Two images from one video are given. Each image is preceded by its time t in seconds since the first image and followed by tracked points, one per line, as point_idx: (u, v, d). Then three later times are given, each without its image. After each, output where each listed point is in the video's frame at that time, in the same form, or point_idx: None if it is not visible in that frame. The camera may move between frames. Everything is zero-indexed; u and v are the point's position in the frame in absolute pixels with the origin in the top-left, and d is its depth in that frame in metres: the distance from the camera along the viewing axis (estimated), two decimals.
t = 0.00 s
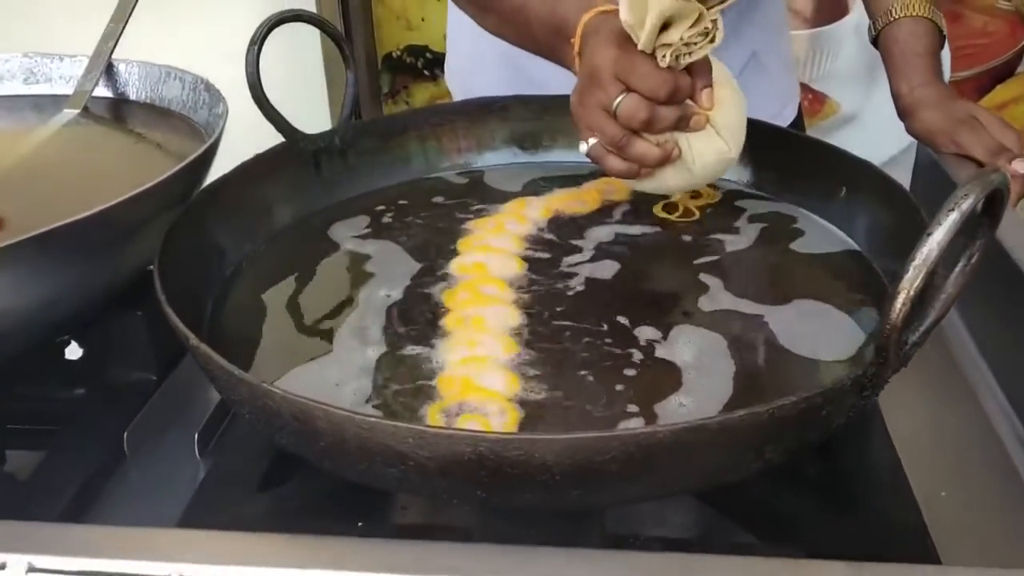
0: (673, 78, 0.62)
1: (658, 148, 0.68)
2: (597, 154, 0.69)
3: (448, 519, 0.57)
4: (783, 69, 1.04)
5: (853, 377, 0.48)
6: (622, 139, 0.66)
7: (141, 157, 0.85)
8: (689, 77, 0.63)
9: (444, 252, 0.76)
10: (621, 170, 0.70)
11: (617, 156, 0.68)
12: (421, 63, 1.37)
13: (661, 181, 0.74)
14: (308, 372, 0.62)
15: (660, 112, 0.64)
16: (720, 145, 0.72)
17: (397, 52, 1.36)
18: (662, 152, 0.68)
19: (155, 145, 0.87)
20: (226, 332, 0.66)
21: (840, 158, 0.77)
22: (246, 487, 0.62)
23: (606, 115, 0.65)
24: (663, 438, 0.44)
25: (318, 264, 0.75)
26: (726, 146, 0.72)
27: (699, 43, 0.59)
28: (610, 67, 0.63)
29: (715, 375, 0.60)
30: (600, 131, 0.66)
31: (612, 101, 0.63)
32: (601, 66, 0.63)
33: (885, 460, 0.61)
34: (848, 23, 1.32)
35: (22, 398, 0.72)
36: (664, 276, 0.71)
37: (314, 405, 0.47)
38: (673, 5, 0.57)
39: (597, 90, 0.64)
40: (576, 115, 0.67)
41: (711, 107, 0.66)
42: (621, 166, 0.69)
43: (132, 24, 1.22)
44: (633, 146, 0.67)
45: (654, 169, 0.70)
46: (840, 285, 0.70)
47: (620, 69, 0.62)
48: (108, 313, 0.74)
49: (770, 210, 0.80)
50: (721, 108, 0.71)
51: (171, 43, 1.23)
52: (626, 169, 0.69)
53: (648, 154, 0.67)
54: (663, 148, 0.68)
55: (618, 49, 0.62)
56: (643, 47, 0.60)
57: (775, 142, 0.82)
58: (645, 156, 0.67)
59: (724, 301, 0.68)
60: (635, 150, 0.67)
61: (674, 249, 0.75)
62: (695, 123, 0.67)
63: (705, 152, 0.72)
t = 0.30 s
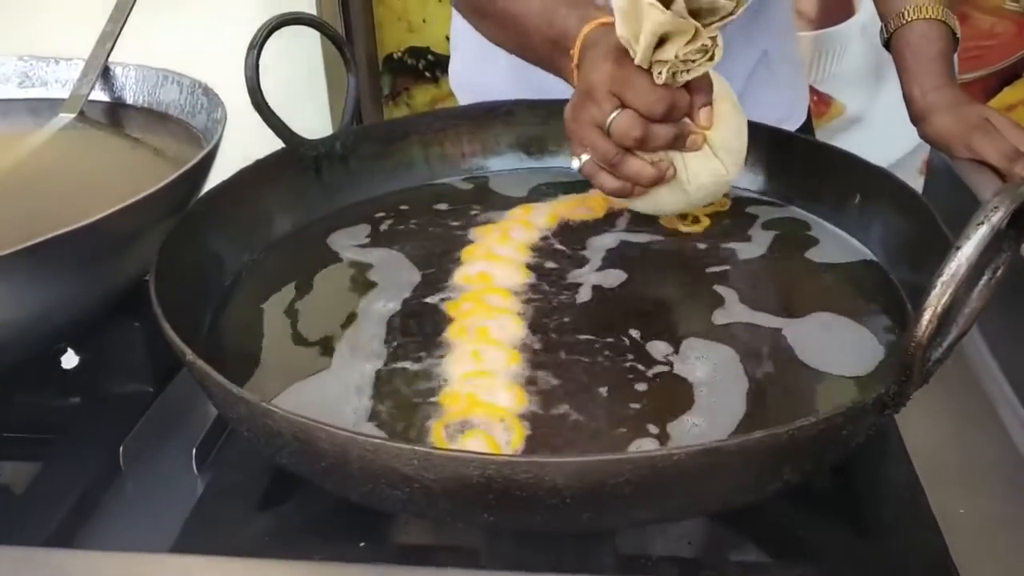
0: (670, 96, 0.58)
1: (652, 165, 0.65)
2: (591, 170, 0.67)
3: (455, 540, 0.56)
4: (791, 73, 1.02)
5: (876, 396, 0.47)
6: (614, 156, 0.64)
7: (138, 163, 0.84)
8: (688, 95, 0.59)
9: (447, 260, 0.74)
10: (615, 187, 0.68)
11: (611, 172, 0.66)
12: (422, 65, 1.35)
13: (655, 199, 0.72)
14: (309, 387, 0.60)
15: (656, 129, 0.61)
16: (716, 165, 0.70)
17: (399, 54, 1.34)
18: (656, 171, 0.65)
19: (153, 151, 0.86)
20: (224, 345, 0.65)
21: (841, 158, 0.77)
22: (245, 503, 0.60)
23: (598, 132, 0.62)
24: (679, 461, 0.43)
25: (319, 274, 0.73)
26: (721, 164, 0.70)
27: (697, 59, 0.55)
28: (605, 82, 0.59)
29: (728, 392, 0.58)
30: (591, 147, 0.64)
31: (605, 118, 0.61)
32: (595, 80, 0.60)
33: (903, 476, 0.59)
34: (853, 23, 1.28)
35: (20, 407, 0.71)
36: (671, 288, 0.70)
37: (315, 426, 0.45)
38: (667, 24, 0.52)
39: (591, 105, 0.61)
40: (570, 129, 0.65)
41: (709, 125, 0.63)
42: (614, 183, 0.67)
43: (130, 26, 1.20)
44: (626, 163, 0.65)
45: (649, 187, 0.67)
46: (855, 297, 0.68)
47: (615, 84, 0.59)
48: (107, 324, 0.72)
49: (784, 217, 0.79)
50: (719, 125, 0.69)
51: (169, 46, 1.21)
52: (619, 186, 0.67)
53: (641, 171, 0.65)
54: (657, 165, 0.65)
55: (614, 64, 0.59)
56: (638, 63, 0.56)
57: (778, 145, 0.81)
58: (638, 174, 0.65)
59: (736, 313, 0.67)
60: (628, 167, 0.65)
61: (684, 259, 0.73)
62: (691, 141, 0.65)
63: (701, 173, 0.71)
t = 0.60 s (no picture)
0: (662, 96, 0.55)
1: (644, 169, 0.62)
2: (580, 172, 0.65)
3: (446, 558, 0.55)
4: (793, 75, 1.01)
5: (882, 410, 0.45)
6: (604, 158, 0.61)
7: (127, 167, 0.82)
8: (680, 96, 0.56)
9: (440, 267, 0.73)
10: (607, 190, 0.65)
11: (602, 174, 0.64)
12: (419, 66, 1.33)
13: (646, 205, 0.67)
14: (299, 399, 0.59)
15: (646, 132, 0.58)
16: (709, 169, 0.65)
17: (395, 55, 1.32)
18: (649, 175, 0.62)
19: (142, 155, 0.84)
20: (213, 355, 0.63)
21: (840, 161, 0.76)
22: (233, 518, 0.59)
23: (589, 133, 0.60)
24: (678, 480, 0.41)
25: (311, 281, 0.72)
26: (715, 170, 0.65)
27: (691, 60, 0.53)
28: (596, 81, 0.57)
29: (727, 407, 0.57)
30: (582, 148, 0.62)
31: (595, 119, 0.59)
32: (584, 79, 0.58)
33: (908, 489, 0.58)
34: (854, 25, 1.27)
35: (4, 418, 0.70)
36: (669, 296, 0.68)
37: (303, 442, 0.43)
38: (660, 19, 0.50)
39: (581, 104, 0.60)
40: (558, 129, 0.63)
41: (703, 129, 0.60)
42: (604, 186, 0.65)
43: (122, 27, 1.19)
44: (618, 166, 0.62)
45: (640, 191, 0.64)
46: (857, 307, 0.67)
47: (605, 83, 0.57)
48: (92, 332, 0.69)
49: (783, 224, 0.77)
50: (713, 129, 0.64)
51: (161, 47, 1.20)
52: (610, 188, 0.64)
53: (633, 174, 0.62)
54: (650, 169, 0.62)
55: (603, 62, 0.57)
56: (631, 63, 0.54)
57: (778, 148, 0.80)
58: (630, 177, 0.62)
59: (736, 324, 0.65)
60: (619, 169, 0.62)
61: (683, 268, 0.72)
62: (683, 145, 0.62)
63: (694, 178, 0.65)
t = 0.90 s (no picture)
0: (639, 107, 0.53)
1: (620, 180, 0.60)
2: (556, 182, 0.62)
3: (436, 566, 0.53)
4: (793, 74, 1.00)
5: (882, 417, 0.44)
6: (579, 168, 0.59)
7: (114, 168, 0.81)
8: (659, 108, 0.55)
9: (431, 269, 0.72)
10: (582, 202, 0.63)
11: (577, 186, 0.61)
12: (414, 65, 1.32)
13: (623, 219, 0.65)
14: (285, 405, 0.58)
15: (624, 143, 0.57)
16: (688, 183, 0.62)
17: (390, 55, 1.31)
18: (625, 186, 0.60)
19: (129, 155, 0.83)
20: (198, 359, 0.62)
21: (836, 159, 0.75)
22: (216, 527, 0.57)
23: (565, 142, 0.58)
24: (672, 489, 0.40)
25: (300, 284, 0.70)
26: (693, 186, 0.62)
27: (669, 70, 0.51)
28: (573, 90, 0.56)
29: (722, 413, 0.56)
30: (557, 158, 0.59)
31: (572, 128, 0.56)
32: (562, 87, 0.56)
33: (907, 496, 0.57)
34: (852, 24, 1.26)
35: None
36: (661, 298, 0.67)
37: (286, 450, 0.42)
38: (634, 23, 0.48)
39: (558, 113, 0.57)
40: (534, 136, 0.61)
41: (682, 142, 0.58)
42: (581, 198, 0.62)
43: (112, 26, 1.17)
44: (593, 177, 0.59)
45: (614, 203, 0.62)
46: (855, 309, 0.66)
47: (583, 92, 0.55)
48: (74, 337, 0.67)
49: (780, 224, 0.76)
50: (693, 142, 0.61)
51: (151, 46, 1.18)
52: (585, 201, 0.62)
53: (608, 186, 0.59)
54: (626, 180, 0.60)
55: (583, 71, 0.55)
56: (608, 71, 0.52)
57: (774, 147, 0.79)
58: (605, 188, 0.59)
59: (732, 327, 0.64)
60: (593, 180, 0.59)
61: (679, 270, 0.71)
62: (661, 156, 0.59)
63: (672, 192, 0.62)
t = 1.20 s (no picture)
0: (634, 122, 0.52)
1: (614, 193, 0.59)
2: (548, 195, 0.62)
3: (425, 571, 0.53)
4: (787, 73, 0.99)
5: (873, 420, 0.44)
6: (572, 181, 0.58)
7: (102, 169, 0.80)
8: (654, 121, 0.54)
9: (422, 271, 0.71)
10: (575, 214, 0.62)
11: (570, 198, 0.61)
12: (408, 64, 1.31)
13: (615, 232, 0.65)
14: (273, 409, 0.57)
15: (619, 157, 0.55)
16: (680, 197, 0.62)
17: (384, 54, 1.30)
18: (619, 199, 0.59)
19: (117, 156, 0.82)
20: (185, 362, 0.61)
21: (828, 159, 0.75)
22: (204, 533, 0.57)
23: (558, 155, 0.57)
24: (661, 495, 0.40)
25: (289, 286, 0.70)
26: (686, 199, 0.62)
27: (664, 86, 0.50)
28: (567, 102, 0.54)
29: (713, 417, 0.55)
30: (551, 170, 0.59)
31: (565, 140, 0.55)
32: (556, 99, 0.55)
33: (900, 498, 0.57)
34: (847, 23, 1.25)
35: None
36: (653, 300, 0.67)
37: (271, 456, 0.42)
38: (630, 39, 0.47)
39: (551, 124, 0.56)
40: (528, 150, 0.60)
41: (675, 156, 0.57)
42: (573, 211, 0.62)
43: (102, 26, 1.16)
44: (586, 190, 0.59)
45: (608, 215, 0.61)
46: (848, 311, 0.66)
47: (577, 105, 0.53)
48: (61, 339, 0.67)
49: (772, 225, 0.76)
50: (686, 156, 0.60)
51: (143, 46, 1.17)
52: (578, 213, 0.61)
53: (601, 200, 0.59)
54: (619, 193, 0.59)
55: (578, 83, 0.53)
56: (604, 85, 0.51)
57: (767, 147, 0.79)
58: (598, 202, 0.59)
59: (724, 329, 0.64)
60: (586, 194, 0.59)
61: (671, 272, 0.70)
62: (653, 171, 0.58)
63: (663, 205, 0.62)
